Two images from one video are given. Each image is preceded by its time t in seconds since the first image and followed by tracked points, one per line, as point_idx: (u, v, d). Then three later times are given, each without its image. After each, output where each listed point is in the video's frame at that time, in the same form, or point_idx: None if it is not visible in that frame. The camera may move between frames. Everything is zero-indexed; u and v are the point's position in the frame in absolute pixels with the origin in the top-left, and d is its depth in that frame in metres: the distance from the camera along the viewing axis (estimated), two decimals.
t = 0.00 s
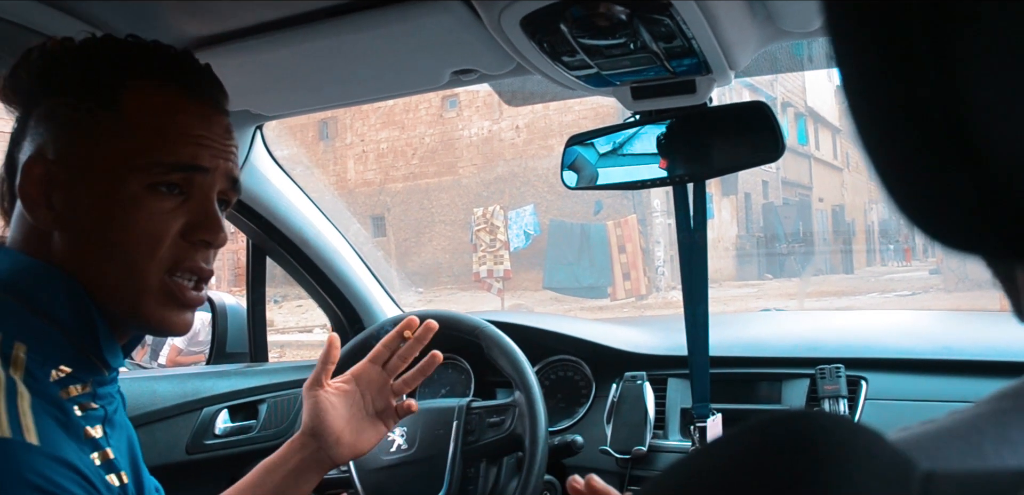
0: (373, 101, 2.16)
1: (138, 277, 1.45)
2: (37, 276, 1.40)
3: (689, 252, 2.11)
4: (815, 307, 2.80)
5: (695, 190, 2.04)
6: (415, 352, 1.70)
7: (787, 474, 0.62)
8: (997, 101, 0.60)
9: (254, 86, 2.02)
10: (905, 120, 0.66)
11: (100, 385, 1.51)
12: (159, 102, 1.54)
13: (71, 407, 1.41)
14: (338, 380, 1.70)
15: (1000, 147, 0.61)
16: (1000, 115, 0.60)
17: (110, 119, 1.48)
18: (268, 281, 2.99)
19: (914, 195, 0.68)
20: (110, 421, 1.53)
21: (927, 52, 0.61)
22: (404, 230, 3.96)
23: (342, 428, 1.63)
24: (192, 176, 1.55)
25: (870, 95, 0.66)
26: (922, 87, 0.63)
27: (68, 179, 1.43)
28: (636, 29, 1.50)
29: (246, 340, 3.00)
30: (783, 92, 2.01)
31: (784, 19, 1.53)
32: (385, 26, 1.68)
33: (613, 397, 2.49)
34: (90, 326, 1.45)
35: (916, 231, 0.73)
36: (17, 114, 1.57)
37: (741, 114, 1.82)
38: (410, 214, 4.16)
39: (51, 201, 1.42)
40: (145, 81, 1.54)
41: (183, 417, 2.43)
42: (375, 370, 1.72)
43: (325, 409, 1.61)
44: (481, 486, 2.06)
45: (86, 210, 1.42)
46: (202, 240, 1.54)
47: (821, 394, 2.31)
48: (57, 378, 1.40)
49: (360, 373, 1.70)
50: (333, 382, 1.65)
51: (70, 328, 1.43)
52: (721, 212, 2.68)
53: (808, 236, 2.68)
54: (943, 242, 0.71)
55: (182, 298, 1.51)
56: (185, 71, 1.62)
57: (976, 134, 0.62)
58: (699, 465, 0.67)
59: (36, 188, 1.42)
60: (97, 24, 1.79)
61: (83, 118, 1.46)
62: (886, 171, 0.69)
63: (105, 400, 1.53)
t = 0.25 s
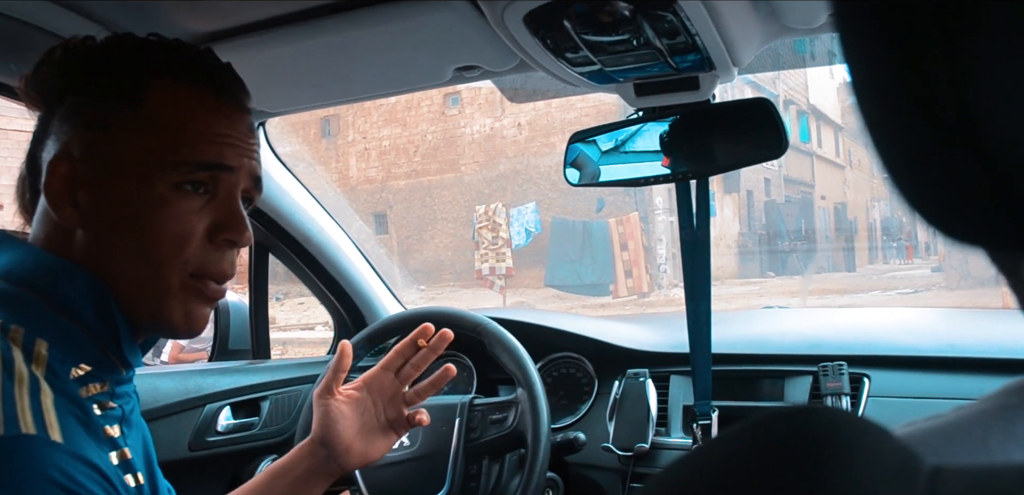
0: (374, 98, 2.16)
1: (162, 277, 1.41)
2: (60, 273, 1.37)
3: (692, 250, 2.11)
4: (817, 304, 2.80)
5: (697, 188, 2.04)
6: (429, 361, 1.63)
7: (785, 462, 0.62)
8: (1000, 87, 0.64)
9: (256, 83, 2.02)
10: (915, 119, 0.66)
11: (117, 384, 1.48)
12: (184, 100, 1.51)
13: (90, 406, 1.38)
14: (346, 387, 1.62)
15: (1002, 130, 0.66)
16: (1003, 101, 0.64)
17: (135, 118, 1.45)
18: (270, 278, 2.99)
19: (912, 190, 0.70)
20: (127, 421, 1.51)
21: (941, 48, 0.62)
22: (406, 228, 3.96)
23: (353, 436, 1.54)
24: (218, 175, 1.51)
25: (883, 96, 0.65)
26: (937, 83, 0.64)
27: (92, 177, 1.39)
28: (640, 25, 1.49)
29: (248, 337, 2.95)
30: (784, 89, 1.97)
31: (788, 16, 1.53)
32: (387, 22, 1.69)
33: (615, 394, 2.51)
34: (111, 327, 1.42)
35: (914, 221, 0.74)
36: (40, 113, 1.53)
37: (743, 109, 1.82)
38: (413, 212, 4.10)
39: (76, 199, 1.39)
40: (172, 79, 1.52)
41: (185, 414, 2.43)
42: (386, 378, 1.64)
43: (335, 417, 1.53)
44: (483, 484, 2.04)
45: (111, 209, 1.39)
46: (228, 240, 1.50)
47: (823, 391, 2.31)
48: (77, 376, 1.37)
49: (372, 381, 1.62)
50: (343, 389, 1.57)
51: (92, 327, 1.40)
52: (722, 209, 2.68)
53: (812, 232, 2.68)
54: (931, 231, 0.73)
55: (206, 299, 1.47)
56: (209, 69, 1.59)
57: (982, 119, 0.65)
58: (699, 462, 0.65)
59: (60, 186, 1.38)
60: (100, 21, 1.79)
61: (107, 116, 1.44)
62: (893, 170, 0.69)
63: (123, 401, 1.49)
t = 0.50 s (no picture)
0: (377, 96, 2.16)
1: (187, 275, 1.46)
2: (88, 269, 1.41)
3: (694, 247, 2.11)
4: (820, 302, 2.80)
5: (699, 186, 2.04)
6: (440, 374, 1.64)
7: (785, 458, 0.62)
8: (1009, 92, 0.61)
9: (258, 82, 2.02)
10: (917, 115, 0.64)
11: (139, 381, 1.51)
12: (212, 104, 1.56)
13: (116, 399, 1.41)
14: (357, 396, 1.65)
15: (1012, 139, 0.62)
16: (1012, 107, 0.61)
17: (165, 119, 1.50)
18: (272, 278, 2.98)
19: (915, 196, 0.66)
20: (150, 416, 1.54)
21: (946, 39, 0.61)
22: (408, 227, 3.96)
23: (360, 446, 1.58)
24: (244, 177, 1.56)
25: (885, 86, 0.64)
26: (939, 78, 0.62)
27: (124, 176, 1.44)
28: (641, 23, 1.50)
29: (251, 336, 2.98)
30: (786, 87, 1.99)
31: (789, 13, 1.52)
32: (389, 21, 1.69)
33: (617, 393, 2.51)
34: (137, 323, 1.46)
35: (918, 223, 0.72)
36: (71, 113, 1.58)
37: (744, 107, 1.81)
38: (416, 211, 4.21)
39: (106, 197, 1.43)
40: (202, 84, 1.57)
41: (189, 412, 2.43)
42: (397, 388, 1.66)
43: (343, 428, 1.57)
44: (486, 481, 2.04)
45: (140, 208, 1.43)
46: (251, 240, 1.54)
47: (825, 388, 2.31)
48: (103, 370, 1.41)
49: (383, 392, 1.64)
50: (352, 400, 1.60)
51: (117, 321, 1.44)
52: (725, 208, 2.68)
53: (813, 230, 2.76)
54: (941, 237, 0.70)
55: (229, 298, 1.52)
56: (236, 75, 1.64)
57: (989, 125, 0.62)
58: (699, 461, 0.66)
59: (91, 184, 1.43)
60: (103, 20, 1.79)
61: (139, 117, 1.49)
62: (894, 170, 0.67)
63: (145, 396, 1.53)
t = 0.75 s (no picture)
0: (376, 96, 2.16)
1: (198, 276, 1.51)
2: (102, 269, 1.45)
3: (692, 247, 2.11)
4: (819, 303, 2.80)
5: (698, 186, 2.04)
6: (439, 382, 1.65)
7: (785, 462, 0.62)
8: (1011, 96, 0.59)
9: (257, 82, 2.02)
10: (916, 115, 0.63)
11: (149, 380, 1.53)
12: (227, 110, 1.62)
13: (130, 395, 1.45)
14: (358, 403, 1.68)
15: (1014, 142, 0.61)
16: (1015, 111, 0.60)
17: (181, 124, 1.55)
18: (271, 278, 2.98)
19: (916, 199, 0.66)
20: (161, 413, 1.57)
21: (946, 39, 0.60)
22: (407, 227, 3.97)
23: (359, 454, 1.61)
24: (256, 183, 1.61)
25: (885, 85, 0.64)
26: (940, 79, 0.61)
27: (140, 179, 1.50)
28: (640, 23, 1.49)
29: (250, 336, 2.97)
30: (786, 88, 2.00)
31: (787, 14, 1.52)
32: (388, 21, 1.69)
33: (616, 393, 2.50)
34: (148, 322, 1.51)
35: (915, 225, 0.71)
36: (89, 117, 1.64)
37: (745, 108, 1.79)
38: (415, 212, 4.22)
39: (121, 199, 1.49)
40: (216, 92, 1.62)
41: (188, 413, 2.43)
42: (397, 395, 1.68)
43: (342, 436, 1.60)
44: (484, 482, 2.04)
45: (155, 210, 1.49)
46: (261, 245, 1.60)
47: (824, 389, 2.31)
48: (116, 366, 1.44)
49: (383, 399, 1.67)
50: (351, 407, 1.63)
51: (129, 320, 1.48)
52: (723, 207, 2.68)
53: (811, 230, 2.67)
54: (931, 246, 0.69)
55: (238, 300, 1.57)
56: (250, 83, 1.69)
57: (991, 128, 0.61)
58: (699, 461, 0.66)
59: (107, 186, 1.48)
60: (103, 20, 1.79)
61: (156, 122, 1.54)
62: (896, 171, 0.66)
63: (156, 393, 1.55)
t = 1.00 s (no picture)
0: (372, 95, 2.15)
1: (191, 274, 1.51)
2: (97, 265, 1.45)
3: (687, 247, 2.11)
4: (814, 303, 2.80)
5: (694, 186, 2.04)
6: (433, 387, 1.63)
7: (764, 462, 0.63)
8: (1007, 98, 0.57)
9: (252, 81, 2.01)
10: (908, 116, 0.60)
11: (143, 376, 1.52)
12: (223, 109, 1.62)
13: (127, 391, 1.45)
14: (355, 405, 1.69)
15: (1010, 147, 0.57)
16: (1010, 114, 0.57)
17: (177, 122, 1.55)
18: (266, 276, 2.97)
19: (911, 206, 0.62)
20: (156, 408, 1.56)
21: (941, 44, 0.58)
22: (403, 226, 3.97)
23: (353, 457, 1.62)
24: (251, 182, 1.61)
25: (876, 87, 0.61)
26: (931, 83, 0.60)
27: (135, 177, 1.50)
28: (636, 23, 1.49)
29: (244, 334, 2.98)
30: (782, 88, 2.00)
31: (784, 14, 1.53)
32: (383, 19, 1.69)
33: (610, 392, 2.50)
34: (142, 319, 1.50)
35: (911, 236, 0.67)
36: (86, 115, 1.64)
37: (739, 108, 1.80)
38: (412, 210, 4.22)
39: (117, 196, 1.49)
40: (214, 91, 1.63)
41: (183, 410, 2.43)
42: (392, 399, 1.68)
43: (336, 439, 1.61)
44: (479, 481, 2.04)
45: (150, 207, 1.49)
46: (254, 244, 1.60)
47: (818, 389, 2.30)
48: (112, 363, 1.44)
49: (377, 403, 1.67)
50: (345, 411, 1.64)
51: (125, 319, 1.48)
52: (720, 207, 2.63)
53: (807, 232, 2.79)
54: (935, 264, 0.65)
55: (231, 298, 1.57)
56: (246, 83, 1.70)
57: (986, 134, 0.58)
58: (694, 458, 0.68)
59: (103, 183, 1.48)
60: (98, 17, 1.79)
61: (152, 120, 1.54)
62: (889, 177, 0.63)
63: (150, 389, 1.55)
